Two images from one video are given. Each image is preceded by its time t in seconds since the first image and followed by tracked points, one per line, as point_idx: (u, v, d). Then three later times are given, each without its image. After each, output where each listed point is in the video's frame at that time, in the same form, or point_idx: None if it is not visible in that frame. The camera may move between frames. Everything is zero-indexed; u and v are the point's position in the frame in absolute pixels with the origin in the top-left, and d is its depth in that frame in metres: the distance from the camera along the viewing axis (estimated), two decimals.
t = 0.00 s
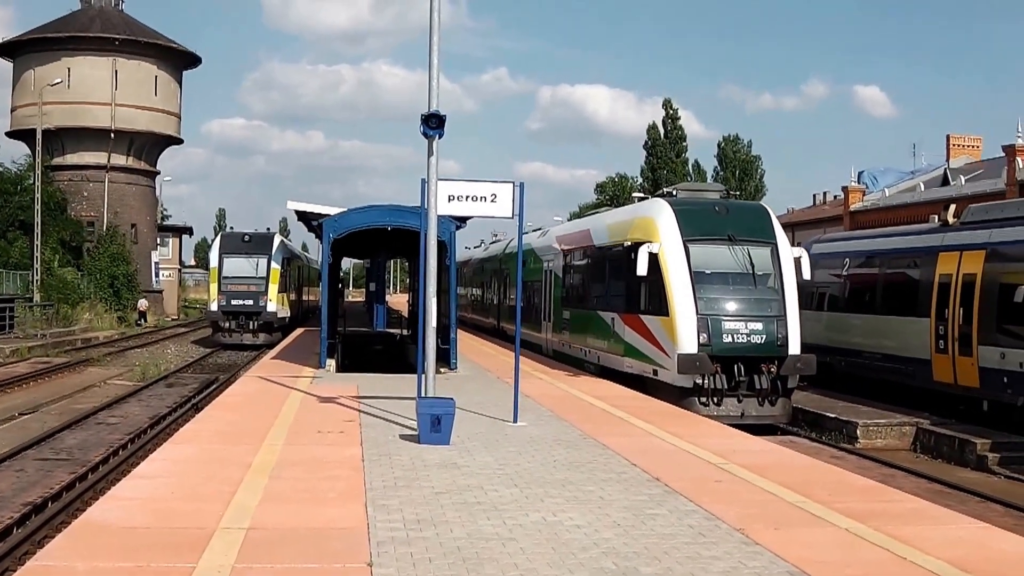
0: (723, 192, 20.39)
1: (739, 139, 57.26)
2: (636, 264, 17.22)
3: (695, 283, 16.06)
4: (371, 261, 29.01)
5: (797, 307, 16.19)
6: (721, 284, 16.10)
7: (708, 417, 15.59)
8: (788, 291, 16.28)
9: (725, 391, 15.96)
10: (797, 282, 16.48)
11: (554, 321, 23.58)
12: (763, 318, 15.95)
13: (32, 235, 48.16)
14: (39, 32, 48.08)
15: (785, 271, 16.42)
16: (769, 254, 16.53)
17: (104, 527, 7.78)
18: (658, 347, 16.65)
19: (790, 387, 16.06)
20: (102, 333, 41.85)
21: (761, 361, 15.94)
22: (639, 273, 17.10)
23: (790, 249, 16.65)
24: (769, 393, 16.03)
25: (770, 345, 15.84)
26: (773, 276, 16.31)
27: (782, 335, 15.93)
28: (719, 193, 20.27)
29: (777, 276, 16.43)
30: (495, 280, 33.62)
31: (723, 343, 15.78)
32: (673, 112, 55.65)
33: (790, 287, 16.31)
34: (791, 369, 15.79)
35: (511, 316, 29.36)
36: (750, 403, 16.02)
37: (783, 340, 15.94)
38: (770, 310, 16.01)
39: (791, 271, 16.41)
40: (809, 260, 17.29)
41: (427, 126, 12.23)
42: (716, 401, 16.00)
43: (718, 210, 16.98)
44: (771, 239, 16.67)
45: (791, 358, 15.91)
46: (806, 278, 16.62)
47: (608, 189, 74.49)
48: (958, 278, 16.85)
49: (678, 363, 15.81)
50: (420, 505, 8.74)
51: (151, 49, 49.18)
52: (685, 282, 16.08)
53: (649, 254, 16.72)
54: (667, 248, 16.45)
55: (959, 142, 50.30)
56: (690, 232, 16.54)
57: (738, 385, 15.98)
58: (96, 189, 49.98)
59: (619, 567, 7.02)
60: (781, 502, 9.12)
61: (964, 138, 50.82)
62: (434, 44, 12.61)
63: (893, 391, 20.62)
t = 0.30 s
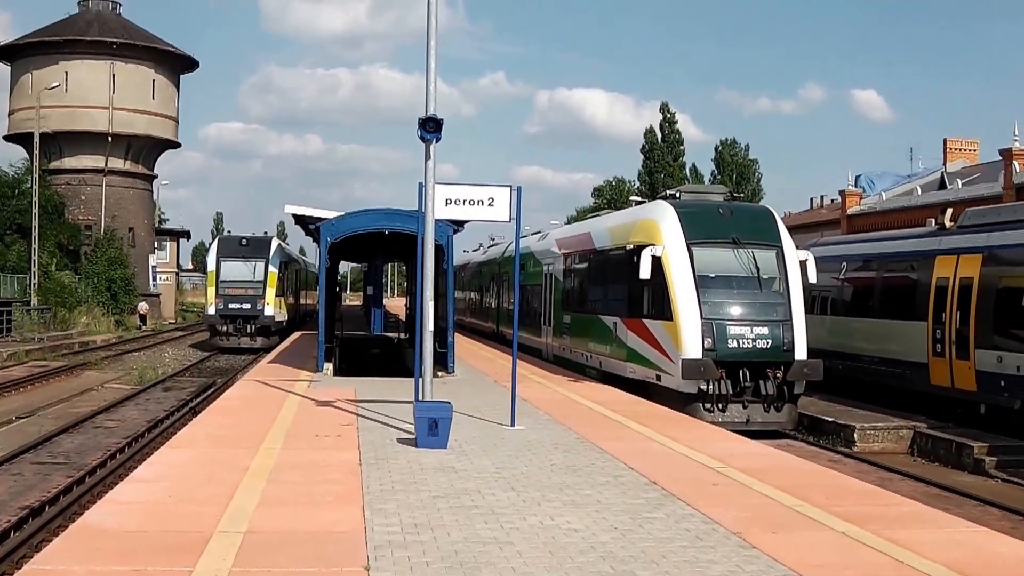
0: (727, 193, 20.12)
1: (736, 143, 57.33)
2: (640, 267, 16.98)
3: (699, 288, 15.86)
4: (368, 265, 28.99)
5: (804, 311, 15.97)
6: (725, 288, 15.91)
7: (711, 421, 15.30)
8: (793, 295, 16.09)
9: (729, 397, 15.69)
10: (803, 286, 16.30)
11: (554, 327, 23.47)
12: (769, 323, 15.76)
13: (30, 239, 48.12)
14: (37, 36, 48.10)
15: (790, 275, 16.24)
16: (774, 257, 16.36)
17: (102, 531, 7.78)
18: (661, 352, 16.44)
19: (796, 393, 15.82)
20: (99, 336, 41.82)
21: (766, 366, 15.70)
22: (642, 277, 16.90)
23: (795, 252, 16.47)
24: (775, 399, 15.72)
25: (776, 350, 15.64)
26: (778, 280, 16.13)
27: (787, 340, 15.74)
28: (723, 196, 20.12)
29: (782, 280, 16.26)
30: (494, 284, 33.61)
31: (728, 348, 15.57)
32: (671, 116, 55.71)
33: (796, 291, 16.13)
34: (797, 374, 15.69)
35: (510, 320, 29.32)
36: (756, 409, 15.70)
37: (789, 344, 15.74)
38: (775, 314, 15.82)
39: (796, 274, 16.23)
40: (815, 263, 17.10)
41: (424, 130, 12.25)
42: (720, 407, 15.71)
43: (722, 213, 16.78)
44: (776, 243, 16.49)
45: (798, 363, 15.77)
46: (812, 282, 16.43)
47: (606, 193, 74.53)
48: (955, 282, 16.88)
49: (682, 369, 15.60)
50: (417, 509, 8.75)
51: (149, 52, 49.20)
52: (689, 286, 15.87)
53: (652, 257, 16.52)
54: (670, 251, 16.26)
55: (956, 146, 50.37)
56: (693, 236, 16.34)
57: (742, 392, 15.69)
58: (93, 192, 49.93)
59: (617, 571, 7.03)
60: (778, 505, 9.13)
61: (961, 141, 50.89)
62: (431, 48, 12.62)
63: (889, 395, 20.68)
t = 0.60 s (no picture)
0: (732, 195, 20.01)
1: (735, 147, 57.38)
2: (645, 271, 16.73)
3: (705, 291, 15.62)
4: (367, 269, 28.96)
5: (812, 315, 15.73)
6: (733, 292, 15.67)
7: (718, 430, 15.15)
8: (802, 299, 15.83)
9: (737, 403, 15.52)
10: (812, 290, 16.04)
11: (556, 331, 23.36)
12: (777, 327, 15.52)
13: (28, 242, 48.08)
14: (36, 39, 48.08)
15: (799, 279, 16.00)
16: (783, 260, 16.12)
17: (99, 535, 7.74)
18: (667, 357, 16.22)
19: (805, 399, 15.57)
20: (98, 340, 41.80)
21: (775, 371, 15.45)
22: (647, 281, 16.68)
23: (804, 255, 16.23)
24: (784, 405, 15.55)
25: (785, 355, 15.40)
26: (786, 284, 15.89)
27: (796, 345, 15.49)
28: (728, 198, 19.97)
29: (791, 283, 16.01)
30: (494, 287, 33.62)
31: (735, 352, 15.35)
32: (670, 119, 55.76)
33: (805, 295, 15.88)
34: (807, 380, 15.32)
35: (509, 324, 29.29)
36: (764, 415, 15.54)
37: (798, 349, 15.50)
38: (784, 319, 15.59)
39: (805, 278, 16.00)
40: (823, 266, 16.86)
41: (424, 133, 12.23)
42: (728, 414, 15.56)
43: (728, 214, 16.54)
44: (784, 246, 16.25)
45: (807, 368, 15.48)
46: (821, 285, 16.18)
47: (605, 197, 74.59)
48: (954, 285, 16.88)
49: (688, 374, 15.35)
50: (416, 512, 8.73)
51: (148, 56, 49.21)
52: (695, 290, 15.64)
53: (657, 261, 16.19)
54: (675, 254, 16.03)
55: (955, 149, 50.42)
56: (699, 238, 16.11)
57: (750, 398, 15.50)
58: (92, 196, 49.86)
59: None
60: (778, 509, 9.10)
61: (960, 145, 50.94)
62: (429, 51, 12.61)
63: (888, 398, 20.69)
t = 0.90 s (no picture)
0: (739, 193, 19.68)
1: (735, 148, 57.38)
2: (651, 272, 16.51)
3: (713, 293, 15.39)
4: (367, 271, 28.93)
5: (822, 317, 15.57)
6: (741, 294, 15.46)
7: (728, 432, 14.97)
8: (812, 300, 15.65)
9: (746, 407, 15.36)
10: (822, 291, 15.88)
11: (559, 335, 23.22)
12: (787, 329, 15.35)
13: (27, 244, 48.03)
14: (35, 41, 48.08)
15: (809, 279, 15.81)
16: (792, 261, 15.93)
17: (98, 538, 7.71)
18: (674, 360, 16.01)
19: (815, 404, 15.40)
20: (97, 342, 41.78)
21: (784, 374, 15.37)
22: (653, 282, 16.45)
23: (813, 256, 16.06)
24: (794, 410, 15.39)
25: (795, 358, 15.24)
26: (796, 285, 15.70)
27: (806, 347, 15.34)
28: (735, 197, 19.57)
29: (800, 284, 15.82)
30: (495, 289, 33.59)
31: (744, 355, 15.16)
32: (669, 121, 55.73)
33: (814, 296, 15.71)
34: (817, 384, 15.15)
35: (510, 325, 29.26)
36: (773, 420, 15.41)
37: (807, 352, 15.35)
38: (794, 321, 15.41)
39: (815, 279, 15.82)
40: (832, 266, 16.68)
41: (423, 135, 12.22)
42: (736, 418, 15.38)
43: (736, 214, 16.31)
44: (794, 246, 16.07)
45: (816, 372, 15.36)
46: (830, 286, 16.02)
47: (605, 198, 74.60)
48: (954, 286, 16.86)
49: (697, 378, 15.15)
50: (415, 515, 8.71)
51: (148, 58, 49.21)
52: (703, 292, 15.41)
53: (664, 261, 16.03)
54: (683, 255, 15.80)
55: (955, 151, 50.38)
56: (707, 239, 15.86)
57: (759, 402, 15.38)
58: (91, 198, 49.86)
59: None
60: (778, 511, 9.08)
61: (960, 146, 50.91)
62: (429, 53, 12.61)
63: (887, 400, 20.70)
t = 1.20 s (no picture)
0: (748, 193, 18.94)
1: (734, 149, 57.40)
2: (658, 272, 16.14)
3: (721, 294, 14.94)
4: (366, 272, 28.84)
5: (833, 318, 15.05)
6: (749, 295, 14.98)
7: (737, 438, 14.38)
8: (822, 302, 15.15)
9: (755, 411, 14.77)
10: (832, 292, 15.37)
11: (562, 336, 23.09)
12: (797, 331, 14.84)
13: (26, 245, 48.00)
14: (35, 41, 48.08)
15: (819, 280, 15.31)
16: (801, 261, 15.44)
17: (97, 539, 7.70)
18: (682, 363, 15.57)
19: (824, 406, 14.98)
20: (97, 343, 41.78)
21: (794, 377, 14.80)
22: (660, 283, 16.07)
23: (824, 256, 15.56)
24: (803, 413, 14.86)
25: (804, 361, 14.73)
26: (806, 285, 15.21)
27: (816, 349, 14.84)
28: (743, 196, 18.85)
29: (810, 285, 15.32)
30: (495, 290, 33.55)
31: (753, 358, 14.67)
32: (669, 121, 55.73)
33: (824, 297, 15.21)
34: (827, 387, 14.79)
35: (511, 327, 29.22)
36: (783, 423, 14.83)
37: (817, 354, 14.84)
38: (803, 322, 14.89)
39: (825, 279, 15.31)
40: (843, 266, 16.19)
41: (423, 136, 12.20)
42: (745, 422, 14.80)
43: (744, 213, 15.87)
44: (804, 246, 15.58)
45: (827, 374, 14.83)
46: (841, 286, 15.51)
47: (605, 199, 74.71)
48: (954, 287, 16.86)
49: (704, 381, 14.70)
50: (414, 515, 8.69)
51: (147, 58, 49.18)
52: (711, 293, 14.96)
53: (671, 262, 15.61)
54: (690, 255, 15.38)
55: (955, 152, 50.37)
56: (714, 238, 15.42)
57: (768, 405, 14.78)
58: (91, 198, 49.85)
59: None
60: (777, 512, 9.06)
61: (960, 147, 50.91)
62: (428, 53, 12.59)
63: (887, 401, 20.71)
